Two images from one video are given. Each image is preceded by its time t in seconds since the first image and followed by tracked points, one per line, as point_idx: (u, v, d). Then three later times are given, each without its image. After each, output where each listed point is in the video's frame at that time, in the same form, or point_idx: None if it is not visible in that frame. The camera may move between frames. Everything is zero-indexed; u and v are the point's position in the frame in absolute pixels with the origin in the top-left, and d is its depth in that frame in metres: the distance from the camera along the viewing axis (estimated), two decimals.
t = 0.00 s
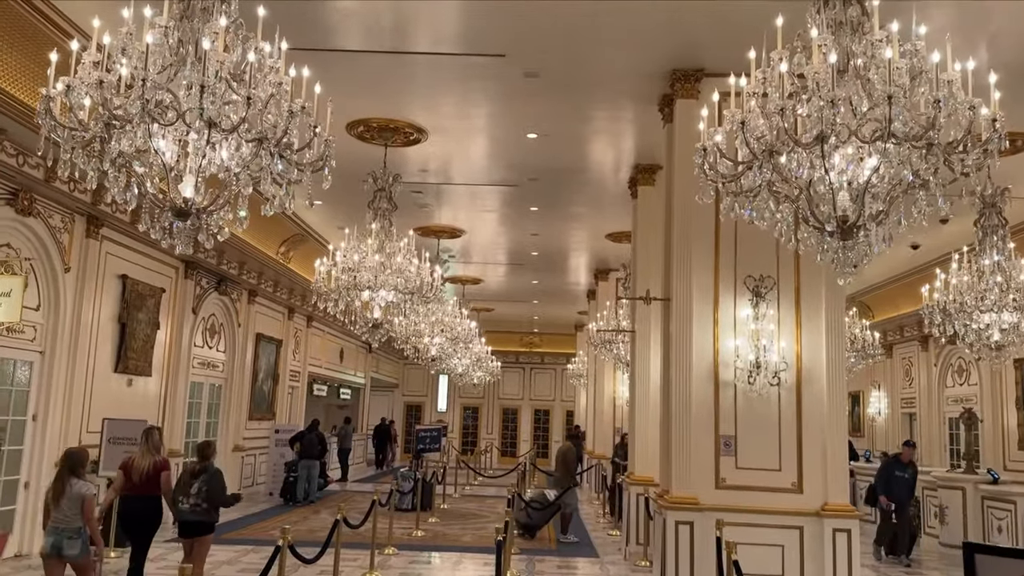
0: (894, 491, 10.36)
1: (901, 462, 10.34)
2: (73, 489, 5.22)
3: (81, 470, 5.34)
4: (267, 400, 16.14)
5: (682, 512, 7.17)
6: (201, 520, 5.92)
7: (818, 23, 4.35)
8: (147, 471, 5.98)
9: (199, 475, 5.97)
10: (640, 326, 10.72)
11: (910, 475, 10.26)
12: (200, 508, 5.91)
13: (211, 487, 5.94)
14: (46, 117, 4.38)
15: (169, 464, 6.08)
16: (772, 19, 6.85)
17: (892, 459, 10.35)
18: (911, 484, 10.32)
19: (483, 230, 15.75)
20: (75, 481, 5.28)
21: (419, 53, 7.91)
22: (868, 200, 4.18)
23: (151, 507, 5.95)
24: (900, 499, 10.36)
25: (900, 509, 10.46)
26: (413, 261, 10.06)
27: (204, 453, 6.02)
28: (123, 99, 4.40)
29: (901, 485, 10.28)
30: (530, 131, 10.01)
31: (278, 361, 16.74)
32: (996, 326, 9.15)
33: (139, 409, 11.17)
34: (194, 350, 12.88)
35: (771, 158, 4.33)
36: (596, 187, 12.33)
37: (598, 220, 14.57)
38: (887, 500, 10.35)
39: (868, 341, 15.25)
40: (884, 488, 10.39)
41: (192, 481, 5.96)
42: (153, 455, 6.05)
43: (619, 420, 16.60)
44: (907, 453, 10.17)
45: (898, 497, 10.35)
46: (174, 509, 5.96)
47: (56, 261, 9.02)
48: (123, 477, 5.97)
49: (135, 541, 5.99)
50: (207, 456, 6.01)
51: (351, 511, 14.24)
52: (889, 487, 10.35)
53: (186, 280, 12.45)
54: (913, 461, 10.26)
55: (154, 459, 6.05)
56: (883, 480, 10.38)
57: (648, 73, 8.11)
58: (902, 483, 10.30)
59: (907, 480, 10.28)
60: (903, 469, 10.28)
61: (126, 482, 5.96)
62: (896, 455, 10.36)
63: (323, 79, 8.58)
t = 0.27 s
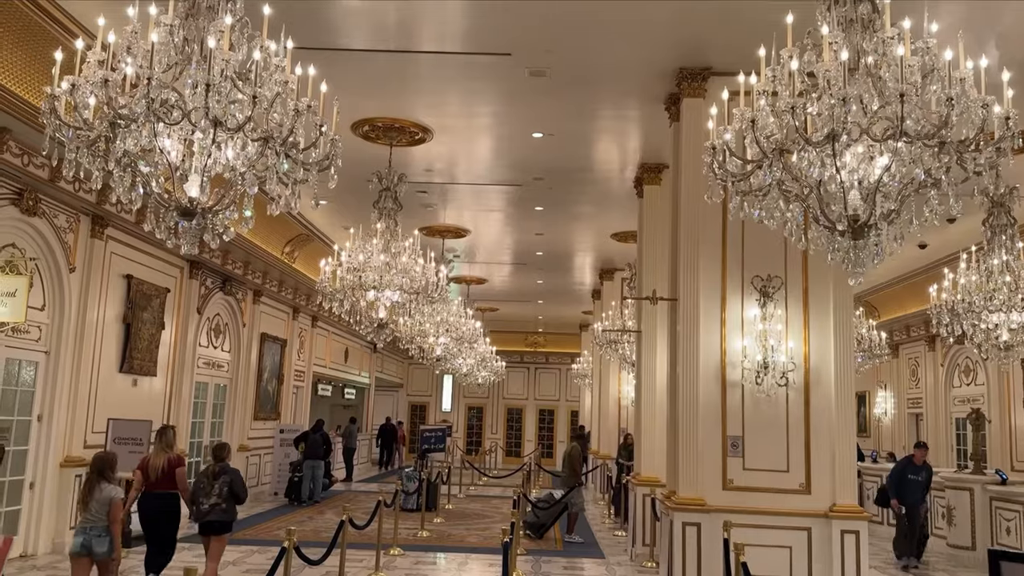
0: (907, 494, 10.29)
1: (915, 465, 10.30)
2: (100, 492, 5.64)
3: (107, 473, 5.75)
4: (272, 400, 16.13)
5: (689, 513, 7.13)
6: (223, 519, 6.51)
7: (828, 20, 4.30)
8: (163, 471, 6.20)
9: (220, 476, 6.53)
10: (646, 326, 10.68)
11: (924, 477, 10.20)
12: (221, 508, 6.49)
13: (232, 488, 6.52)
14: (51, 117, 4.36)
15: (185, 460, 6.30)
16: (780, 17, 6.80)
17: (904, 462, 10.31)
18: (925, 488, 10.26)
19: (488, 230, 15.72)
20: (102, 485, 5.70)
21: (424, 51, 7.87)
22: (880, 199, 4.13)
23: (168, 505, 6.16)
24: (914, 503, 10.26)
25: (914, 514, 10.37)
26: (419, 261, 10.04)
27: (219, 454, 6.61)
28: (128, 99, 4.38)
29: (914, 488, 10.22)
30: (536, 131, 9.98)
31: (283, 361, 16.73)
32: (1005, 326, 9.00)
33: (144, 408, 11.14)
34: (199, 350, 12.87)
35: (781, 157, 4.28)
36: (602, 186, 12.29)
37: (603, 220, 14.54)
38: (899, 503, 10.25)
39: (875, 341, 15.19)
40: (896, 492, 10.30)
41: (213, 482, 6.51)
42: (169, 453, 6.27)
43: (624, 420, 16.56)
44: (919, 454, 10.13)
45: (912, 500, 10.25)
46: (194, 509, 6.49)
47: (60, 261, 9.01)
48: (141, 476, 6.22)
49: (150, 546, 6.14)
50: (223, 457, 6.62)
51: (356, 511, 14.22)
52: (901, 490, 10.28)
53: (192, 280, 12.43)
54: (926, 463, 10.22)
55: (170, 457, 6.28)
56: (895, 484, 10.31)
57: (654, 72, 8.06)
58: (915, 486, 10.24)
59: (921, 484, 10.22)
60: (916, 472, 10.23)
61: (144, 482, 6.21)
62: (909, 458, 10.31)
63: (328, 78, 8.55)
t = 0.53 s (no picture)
0: (913, 494, 9.93)
1: (919, 465, 9.94)
2: (122, 483, 5.87)
3: (128, 469, 6.00)
4: (275, 400, 16.11)
5: (694, 513, 7.10)
6: (235, 512, 6.90)
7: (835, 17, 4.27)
8: (177, 468, 6.62)
9: (232, 471, 6.93)
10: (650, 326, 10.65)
11: (930, 477, 9.85)
12: (235, 501, 6.89)
13: (244, 482, 6.92)
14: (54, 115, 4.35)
15: (197, 458, 6.69)
16: (785, 14, 6.76)
17: (909, 461, 9.96)
18: (931, 487, 9.89)
19: (491, 229, 15.70)
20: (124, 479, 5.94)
21: (427, 49, 7.84)
22: (887, 197, 4.10)
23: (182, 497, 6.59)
24: (920, 503, 9.93)
25: (920, 513, 10.04)
26: (422, 260, 10.01)
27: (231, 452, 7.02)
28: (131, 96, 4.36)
29: (920, 489, 9.87)
30: (539, 129, 9.95)
31: (286, 360, 16.72)
32: (1010, 326, 8.95)
33: (146, 408, 11.13)
34: (202, 349, 12.85)
35: (788, 155, 4.25)
36: (605, 185, 12.26)
37: (606, 219, 14.51)
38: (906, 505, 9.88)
39: (879, 340, 15.14)
40: (903, 494, 9.90)
41: (226, 477, 6.92)
42: (182, 452, 6.70)
43: (627, 419, 16.52)
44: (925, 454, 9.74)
45: (918, 500, 9.92)
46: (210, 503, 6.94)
47: (63, 259, 9.00)
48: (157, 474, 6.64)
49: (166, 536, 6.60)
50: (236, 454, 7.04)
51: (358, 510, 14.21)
52: (907, 491, 9.90)
53: (194, 279, 12.41)
54: (932, 463, 9.85)
55: (183, 456, 6.69)
56: (901, 486, 9.94)
57: (658, 70, 8.03)
58: (921, 487, 9.88)
59: (927, 484, 9.87)
60: (922, 472, 9.87)
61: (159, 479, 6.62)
62: (913, 457, 9.94)
63: (331, 77, 8.52)
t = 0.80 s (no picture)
0: (917, 491, 9.70)
1: (923, 461, 9.65)
2: (135, 483, 5.81)
3: (141, 466, 5.93)
4: (275, 398, 16.10)
5: (694, 512, 7.09)
6: (246, 511, 6.91)
7: (838, 13, 4.25)
8: (194, 465, 6.75)
9: (245, 472, 6.89)
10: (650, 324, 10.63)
11: (934, 474, 9.59)
12: (247, 500, 6.90)
13: (256, 483, 6.89)
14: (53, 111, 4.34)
15: (215, 457, 6.81)
16: (786, 12, 6.73)
17: (912, 460, 9.66)
18: (935, 484, 9.65)
19: (491, 227, 15.69)
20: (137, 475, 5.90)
21: (427, 47, 7.82)
22: (889, 194, 4.08)
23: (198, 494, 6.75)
24: (925, 500, 9.71)
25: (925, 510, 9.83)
26: (422, 258, 10.00)
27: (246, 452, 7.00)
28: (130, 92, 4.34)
29: (924, 486, 9.62)
30: (540, 127, 9.93)
31: (286, 358, 16.70)
32: (1011, 324, 8.99)
33: (147, 406, 11.13)
34: (201, 347, 12.83)
35: (790, 151, 4.23)
36: (606, 183, 12.24)
37: (606, 217, 14.49)
38: (911, 503, 9.67)
39: (879, 339, 15.12)
40: (906, 493, 9.69)
41: (239, 476, 6.88)
42: (200, 449, 6.81)
43: (628, 418, 16.51)
44: (927, 451, 9.42)
45: (922, 498, 9.70)
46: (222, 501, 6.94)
47: (62, 257, 8.98)
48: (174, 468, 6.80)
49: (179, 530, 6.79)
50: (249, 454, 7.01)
51: (359, 508, 14.20)
52: (911, 488, 9.68)
53: (195, 277, 12.39)
54: (935, 459, 9.57)
55: (200, 452, 6.81)
56: (905, 484, 9.69)
57: (659, 67, 8.02)
58: (925, 484, 9.64)
59: (932, 480, 9.61)
60: (926, 469, 9.60)
61: (176, 473, 6.76)
62: (916, 454, 9.65)
63: (331, 74, 8.50)
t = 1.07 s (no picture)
0: (921, 494, 9.50)
1: (925, 462, 9.50)
2: (141, 476, 6.14)
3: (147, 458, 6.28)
4: (272, 395, 16.07)
5: (691, 509, 7.08)
6: (252, 502, 7.27)
7: (836, 9, 4.23)
8: (202, 460, 6.88)
9: (253, 464, 7.26)
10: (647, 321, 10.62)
11: (938, 474, 9.43)
12: (254, 492, 7.27)
13: (264, 474, 7.27)
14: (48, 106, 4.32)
15: (221, 452, 6.93)
16: (784, 9, 6.71)
17: (915, 460, 9.51)
18: (939, 485, 9.48)
19: (488, 225, 15.68)
20: (144, 467, 6.25)
21: (424, 43, 7.80)
22: (887, 191, 4.06)
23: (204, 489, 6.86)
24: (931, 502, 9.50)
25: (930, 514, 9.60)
26: (419, 255, 9.98)
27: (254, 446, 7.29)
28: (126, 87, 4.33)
29: (928, 487, 9.44)
30: (537, 124, 9.91)
31: (283, 356, 16.68)
32: (1008, 322, 8.92)
33: (143, 403, 11.11)
34: (198, 345, 12.80)
35: (787, 148, 4.22)
36: (603, 180, 12.23)
37: (604, 215, 14.49)
38: (917, 505, 9.45)
39: (876, 337, 15.13)
40: (912, 495, 9.48)
41: (246, 469, 7.27)
42: (208, 445, 6.93)
43: (625, 416, 16.52)
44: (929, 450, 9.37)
45: (928, 499, 9.50)
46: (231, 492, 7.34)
47: (58, 254, 8.95)
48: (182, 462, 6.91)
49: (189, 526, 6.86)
50: (257, 447, 7.30)
51: (355, 506, 14.19)
52: (916, 491, 9.46)
53: (191, 274, 12.37)
54: (938, 458, 9.44)
55: (208, 449, 6.93)
56: (908, 485, 9.51)
57: (656, 65, 8.00)
58: (930, 485, 9.46)
59: (935, 481, 9.45)
60: (929, 469, 9.44)
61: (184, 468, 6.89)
62: (918, 454, 9.50)
63: (328, 70, 8.48)
